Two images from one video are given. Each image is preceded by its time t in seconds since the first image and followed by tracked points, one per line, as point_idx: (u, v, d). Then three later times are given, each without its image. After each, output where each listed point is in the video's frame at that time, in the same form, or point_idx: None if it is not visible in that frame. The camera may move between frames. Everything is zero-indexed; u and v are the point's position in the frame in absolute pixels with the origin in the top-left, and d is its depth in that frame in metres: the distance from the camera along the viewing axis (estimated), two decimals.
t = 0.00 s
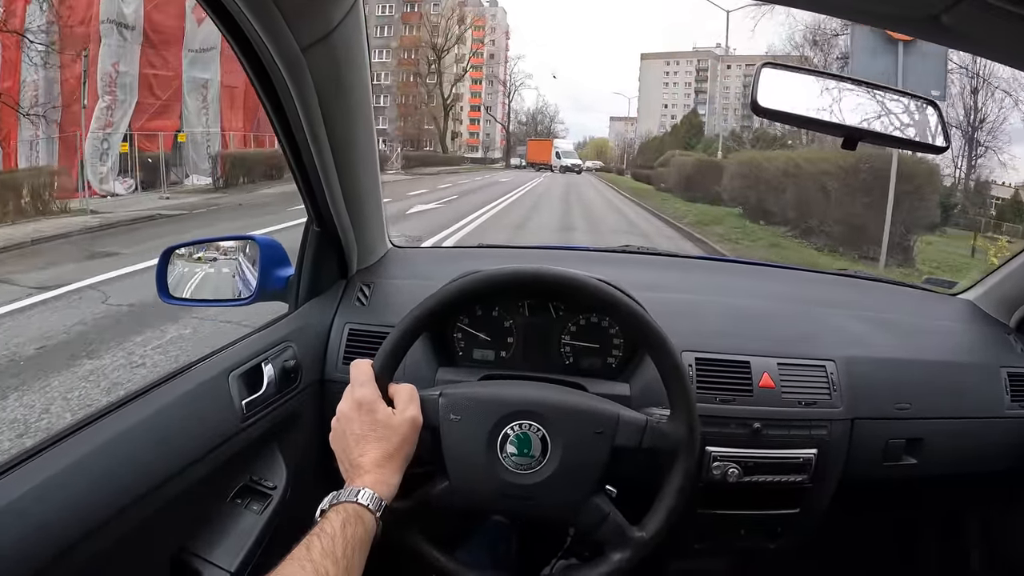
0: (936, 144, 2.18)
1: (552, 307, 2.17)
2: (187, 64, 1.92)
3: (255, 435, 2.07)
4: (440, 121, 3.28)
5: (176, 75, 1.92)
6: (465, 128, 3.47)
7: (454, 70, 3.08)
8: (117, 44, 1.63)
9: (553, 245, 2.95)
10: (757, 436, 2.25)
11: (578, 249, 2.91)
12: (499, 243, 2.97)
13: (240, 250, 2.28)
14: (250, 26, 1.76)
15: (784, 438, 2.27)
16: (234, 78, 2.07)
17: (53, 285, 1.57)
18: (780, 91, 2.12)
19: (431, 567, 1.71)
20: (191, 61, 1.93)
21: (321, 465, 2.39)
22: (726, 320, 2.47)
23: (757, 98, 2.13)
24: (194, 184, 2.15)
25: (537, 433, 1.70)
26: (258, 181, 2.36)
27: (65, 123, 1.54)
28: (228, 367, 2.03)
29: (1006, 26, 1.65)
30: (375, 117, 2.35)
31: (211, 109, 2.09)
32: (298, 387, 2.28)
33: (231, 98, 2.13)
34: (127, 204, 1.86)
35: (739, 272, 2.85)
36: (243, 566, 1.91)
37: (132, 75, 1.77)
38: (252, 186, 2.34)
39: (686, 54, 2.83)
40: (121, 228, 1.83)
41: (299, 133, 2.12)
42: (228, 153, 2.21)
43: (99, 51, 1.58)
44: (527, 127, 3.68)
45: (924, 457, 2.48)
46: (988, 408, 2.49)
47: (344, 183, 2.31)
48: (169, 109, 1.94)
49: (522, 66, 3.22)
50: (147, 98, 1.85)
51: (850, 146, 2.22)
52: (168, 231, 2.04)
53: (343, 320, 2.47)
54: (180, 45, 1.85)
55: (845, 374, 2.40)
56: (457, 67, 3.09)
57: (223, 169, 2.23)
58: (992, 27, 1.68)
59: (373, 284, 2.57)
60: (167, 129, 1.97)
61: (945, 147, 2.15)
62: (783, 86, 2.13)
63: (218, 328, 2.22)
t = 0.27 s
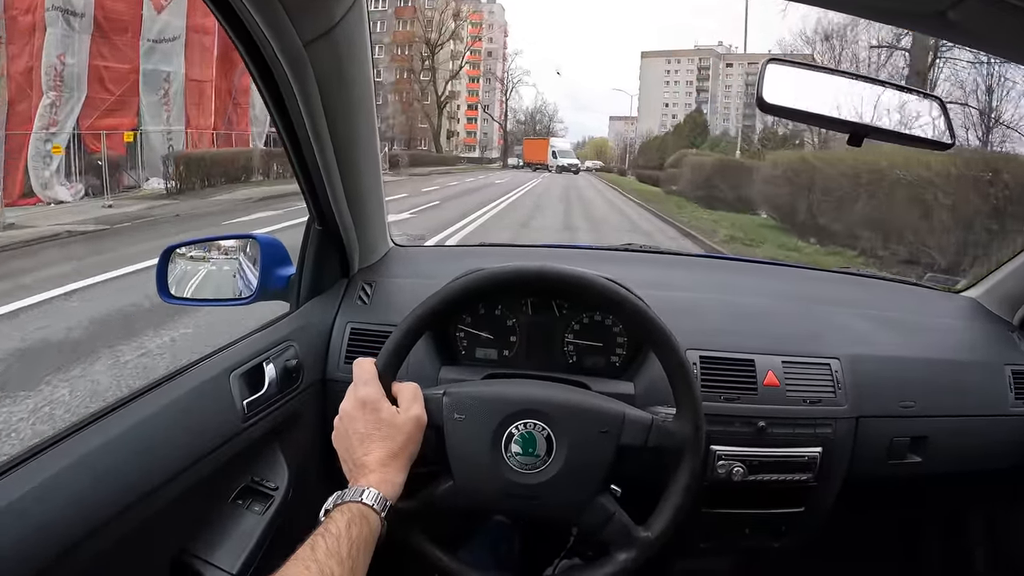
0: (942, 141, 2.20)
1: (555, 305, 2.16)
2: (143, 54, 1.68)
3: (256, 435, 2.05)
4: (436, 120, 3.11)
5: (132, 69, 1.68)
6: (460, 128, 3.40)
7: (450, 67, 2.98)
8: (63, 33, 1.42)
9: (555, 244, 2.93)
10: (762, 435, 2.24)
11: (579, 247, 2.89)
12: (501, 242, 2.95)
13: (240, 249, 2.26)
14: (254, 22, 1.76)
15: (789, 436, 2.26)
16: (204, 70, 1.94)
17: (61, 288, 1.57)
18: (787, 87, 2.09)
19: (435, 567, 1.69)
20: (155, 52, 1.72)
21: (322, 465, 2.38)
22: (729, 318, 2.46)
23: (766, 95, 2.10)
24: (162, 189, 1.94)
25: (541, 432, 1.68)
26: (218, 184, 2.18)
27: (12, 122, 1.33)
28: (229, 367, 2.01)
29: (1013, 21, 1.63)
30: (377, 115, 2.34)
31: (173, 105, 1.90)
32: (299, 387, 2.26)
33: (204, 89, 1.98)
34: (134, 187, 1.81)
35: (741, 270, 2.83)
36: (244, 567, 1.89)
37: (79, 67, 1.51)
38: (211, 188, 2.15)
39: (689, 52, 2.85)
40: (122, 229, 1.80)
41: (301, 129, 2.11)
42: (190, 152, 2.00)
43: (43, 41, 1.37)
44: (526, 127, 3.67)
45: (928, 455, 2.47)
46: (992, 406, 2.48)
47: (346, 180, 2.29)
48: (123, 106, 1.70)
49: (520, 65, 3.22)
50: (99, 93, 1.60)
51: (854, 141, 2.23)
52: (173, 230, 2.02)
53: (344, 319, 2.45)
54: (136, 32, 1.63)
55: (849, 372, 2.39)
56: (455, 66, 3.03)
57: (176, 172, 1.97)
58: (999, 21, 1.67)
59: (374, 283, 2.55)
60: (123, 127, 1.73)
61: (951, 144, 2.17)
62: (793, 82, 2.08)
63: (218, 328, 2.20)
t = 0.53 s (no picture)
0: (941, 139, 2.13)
1: (552, 305, 2.15)
2: (92, 46, 1.63)
3: (252, 435, 2.05)
4: (431, 116, 3.12)
5: (79, 61, 1.61)
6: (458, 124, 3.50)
7: (446, 63, 3.02)
8: None
9: (553, 242, 2.93)
10: (758, 434, 2.23)
11: (576, 246, 2.89)
12: (499, 240, 2.95)
13: (237, 248, 2.26)
14: (250, 29, 1.77)
15: (786, 435, 2.25)
16: (167, 64, 1.94)
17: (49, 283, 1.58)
18: (780, 84, 2.11)
19: (430, 566, 1.69)
20: (104, 43, 1.68)
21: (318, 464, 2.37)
22: (726, 316, 2.46)
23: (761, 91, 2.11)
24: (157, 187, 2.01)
25: (536, 432, 1.68)
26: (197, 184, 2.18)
27: None
28: (225, 366, 2.01)
29: (1005, 14, 1.64)
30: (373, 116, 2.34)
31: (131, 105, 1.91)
32: (296, 386, 2.26)
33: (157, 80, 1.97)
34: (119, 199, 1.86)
35: (739, 269, 2.83)
36: (240, 567, 1.89)
37: (22, 61, 1.39)
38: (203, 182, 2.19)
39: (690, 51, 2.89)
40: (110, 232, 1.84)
41: (295, 129, 2.10)
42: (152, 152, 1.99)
43: None
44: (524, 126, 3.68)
45: (926, 454, 2.46)
46: (990, 405, 2.47)
47: (341, 178, 2.29)
48: (67, 102, 1.61)
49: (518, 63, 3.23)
50: (43, 88, 1.50)
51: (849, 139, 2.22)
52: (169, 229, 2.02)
53: (341, 318, 2.45)
54: (85, 22, 1.57)
55: (847, 370, 2.39)
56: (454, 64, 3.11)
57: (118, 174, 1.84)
58: (993, 14, 1.67)
59: (372, 282, 2.55)
60: (65, 125, 1.61)
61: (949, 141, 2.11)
62: (784, 79, 2.11)
63: (215, 326, 2.20)
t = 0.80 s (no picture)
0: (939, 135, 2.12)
1: (551, 301, 2.15)
2: (31, 34, 1.35)
3: (251, 432, 2.05)
4: (421, 111, 2.98)
5: (18, 54, 1.33)
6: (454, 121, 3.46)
7: (440, 57, 2.92)
8: None
9: (552, 240, 2.92)
10: (757, 431, 2.23)
11: (575, 243, 2.89)
12: (498, 238, 2.94)
13: (237, 246, 2.26)
14: (247, 29, 1.78)
15: (785, 432, 2.25)
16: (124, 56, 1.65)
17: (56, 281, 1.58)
18: (778, 81, 2.10)
19: (428, 562, 1.69)
20: (44, 31, 1.37)
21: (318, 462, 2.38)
22: (725, 313, 2.46)
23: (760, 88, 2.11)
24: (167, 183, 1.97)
25: (534, 429, 1.68)
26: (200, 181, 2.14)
27: None
28: (224, 364, 2.01)
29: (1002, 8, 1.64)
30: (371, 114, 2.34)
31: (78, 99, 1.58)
32: (295, 384, 2.26)
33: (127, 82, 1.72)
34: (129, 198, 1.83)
35: (738, 266, 2.83)
36: (239, 564, 1.89)
37: None
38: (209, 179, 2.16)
39: (690, 46, 2.77)
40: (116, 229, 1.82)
41: (293, 127, 2.10)
42: (101, 154, 1.68)
43: None
44: (522, 123, 3.67)
45: (925, 451, 2.46)
46: (990, 401, 2.47)
47: (339, 176, 2.29)
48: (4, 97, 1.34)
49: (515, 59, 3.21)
50: None
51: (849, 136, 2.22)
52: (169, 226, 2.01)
53: (340, 316, 2.45)
54: (23, 7, 1.29)
55: (846, 367, 2.39)
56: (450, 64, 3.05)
57: (46, 181, 1.49)
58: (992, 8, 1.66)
59: (370, 280, 2.55)
60: None
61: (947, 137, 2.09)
62: (783, 76, 2.11)
63: (214, 324, 2.20)
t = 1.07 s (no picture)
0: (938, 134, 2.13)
1: (552, 301, 2.15)
2: None
3: (253, 433, 2.06)
4: (414, 108, 2.93)
5: None
6: (451, 119, 3.46)
7: (434, 51, 2.90)
8: None
9: (552, 240, 2.93)
10: (758, 430, 2.24)
11: (575, 243, 2.89)
12: (499, 238, 2.95)
13: (238, 247, 2.26)
14: (248, 31, 1.78)
15: (786, 431, 2.26)
16: (70, 47, 1.44)
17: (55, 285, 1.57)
18: (778, 81, 2.10)
19: (430, 563, 1.70)
20: None
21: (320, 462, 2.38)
22: (726, 313, 2.46)
23: (759, 88, 2.10)
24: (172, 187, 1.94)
25: (535, 429, 1.68)
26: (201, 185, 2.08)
27: None
28: (226, 365, 2.02)
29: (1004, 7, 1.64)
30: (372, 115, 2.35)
31: (14, 95, 1.32)
32: (297, 384, 2.27)
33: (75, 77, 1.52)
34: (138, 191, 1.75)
35: (738, 266, 2.83)
36: (242, 564, 1.90)
37: None
38: (217, 182, 2.15)
39: (692, 43, 2.79)
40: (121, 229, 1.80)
41: (293, 127, 2.10)
42: (52, 157, 1.41)
43: None
44: (520, 123, 3.70)
45: (926, 449, 2.46)
46: (990, 400, 2.47)
47: (339, 176, 2.29)
48: None
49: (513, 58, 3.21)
50: None
51: (848, 136, 2.22)
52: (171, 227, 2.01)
53: (342, 316, 2.46)
54: None
55: (846, 366, 2.39)
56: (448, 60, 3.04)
57: (21, 185, 1.34)
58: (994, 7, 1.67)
59: (371, 281, 2.55)
60: None
61: (947, 137, 2.10)
62: (781, 77, 2.11)
63: (215, 325, 2.21)
